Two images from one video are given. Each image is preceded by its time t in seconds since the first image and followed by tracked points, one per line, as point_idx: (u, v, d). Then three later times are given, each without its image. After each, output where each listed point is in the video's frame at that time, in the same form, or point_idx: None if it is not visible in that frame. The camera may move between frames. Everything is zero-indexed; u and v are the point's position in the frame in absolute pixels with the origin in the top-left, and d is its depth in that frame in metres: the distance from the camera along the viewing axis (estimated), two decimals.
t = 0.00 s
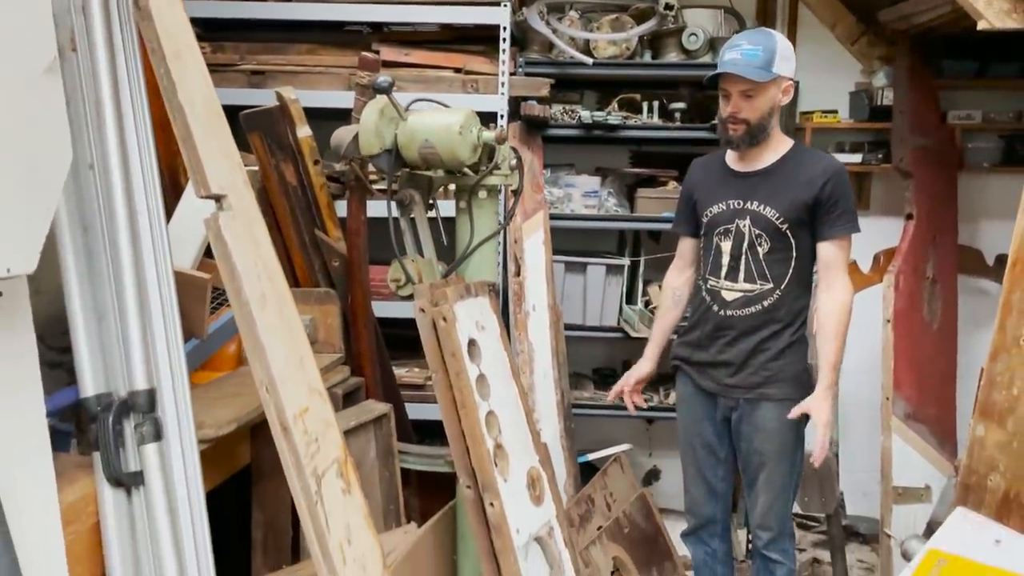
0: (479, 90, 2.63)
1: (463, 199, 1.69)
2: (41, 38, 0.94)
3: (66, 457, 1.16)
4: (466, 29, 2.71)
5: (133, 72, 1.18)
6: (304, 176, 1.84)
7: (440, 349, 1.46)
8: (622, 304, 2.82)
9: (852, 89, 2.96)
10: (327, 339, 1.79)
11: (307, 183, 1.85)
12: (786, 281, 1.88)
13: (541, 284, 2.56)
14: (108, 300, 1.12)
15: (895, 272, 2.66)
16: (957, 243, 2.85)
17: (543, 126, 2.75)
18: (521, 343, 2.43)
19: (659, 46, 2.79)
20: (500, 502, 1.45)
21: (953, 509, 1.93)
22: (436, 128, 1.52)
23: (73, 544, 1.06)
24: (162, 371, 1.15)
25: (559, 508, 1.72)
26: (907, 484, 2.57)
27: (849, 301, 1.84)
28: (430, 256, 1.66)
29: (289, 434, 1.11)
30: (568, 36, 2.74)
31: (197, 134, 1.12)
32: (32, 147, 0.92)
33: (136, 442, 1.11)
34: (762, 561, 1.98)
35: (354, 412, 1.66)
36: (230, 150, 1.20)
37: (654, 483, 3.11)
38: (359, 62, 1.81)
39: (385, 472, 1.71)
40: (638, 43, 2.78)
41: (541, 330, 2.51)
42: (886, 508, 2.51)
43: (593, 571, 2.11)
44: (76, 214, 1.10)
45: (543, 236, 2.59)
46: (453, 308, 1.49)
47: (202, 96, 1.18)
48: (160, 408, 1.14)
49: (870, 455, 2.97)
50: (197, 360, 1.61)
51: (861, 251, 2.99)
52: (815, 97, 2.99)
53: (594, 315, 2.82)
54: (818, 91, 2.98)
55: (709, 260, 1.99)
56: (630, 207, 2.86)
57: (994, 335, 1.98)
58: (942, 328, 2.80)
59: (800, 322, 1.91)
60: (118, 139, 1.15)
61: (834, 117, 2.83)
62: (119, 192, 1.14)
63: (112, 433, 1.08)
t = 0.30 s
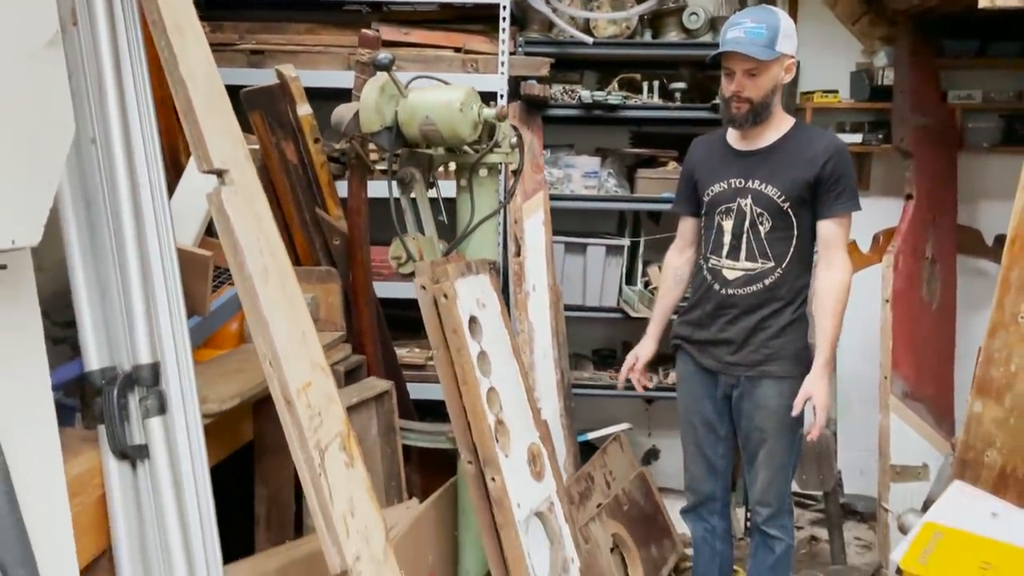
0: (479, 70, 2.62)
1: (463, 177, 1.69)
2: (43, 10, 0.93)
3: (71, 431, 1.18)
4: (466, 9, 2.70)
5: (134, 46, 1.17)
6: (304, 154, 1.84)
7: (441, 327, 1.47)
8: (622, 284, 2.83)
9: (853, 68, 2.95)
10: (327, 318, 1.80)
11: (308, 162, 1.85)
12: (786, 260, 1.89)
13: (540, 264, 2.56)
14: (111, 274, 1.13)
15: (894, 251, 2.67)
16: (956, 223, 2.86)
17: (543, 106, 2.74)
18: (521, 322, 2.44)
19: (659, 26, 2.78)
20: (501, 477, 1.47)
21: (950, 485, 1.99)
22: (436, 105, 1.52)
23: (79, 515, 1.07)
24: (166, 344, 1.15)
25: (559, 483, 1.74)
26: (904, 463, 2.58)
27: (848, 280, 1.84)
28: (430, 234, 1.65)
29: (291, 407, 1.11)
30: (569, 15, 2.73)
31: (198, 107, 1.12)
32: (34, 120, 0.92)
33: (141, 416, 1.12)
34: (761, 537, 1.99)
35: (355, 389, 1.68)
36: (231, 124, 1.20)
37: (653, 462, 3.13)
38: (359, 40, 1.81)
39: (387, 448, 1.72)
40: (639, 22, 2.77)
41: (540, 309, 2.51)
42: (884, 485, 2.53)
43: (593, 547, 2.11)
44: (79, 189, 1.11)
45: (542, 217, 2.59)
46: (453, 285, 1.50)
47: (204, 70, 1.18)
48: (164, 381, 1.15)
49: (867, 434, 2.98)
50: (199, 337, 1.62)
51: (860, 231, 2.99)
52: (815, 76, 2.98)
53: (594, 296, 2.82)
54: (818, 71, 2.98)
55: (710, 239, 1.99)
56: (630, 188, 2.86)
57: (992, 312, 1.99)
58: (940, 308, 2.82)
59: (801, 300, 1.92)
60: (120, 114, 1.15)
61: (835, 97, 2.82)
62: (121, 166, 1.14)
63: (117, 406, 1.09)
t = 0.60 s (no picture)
0: (477, 51, 2.61)
1: (460, 159, 1.69)
2: None
3: (69, 411, 1.19)
4: None
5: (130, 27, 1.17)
6: (301, 137, 1.84)
7: (438, 309, 1.47)
8: (620, 267, 2.82)
9: (852, 50, 2.94)
10: (325, 300, 1.80)
11: (305, 144, 1.85)
12: (786, 242, 1.89)
13: (539, 247, 2.56)
14: (107, 255, 1.13)
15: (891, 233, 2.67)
16: (953, 205, 2.86)
17: (541, 87, 2.73)
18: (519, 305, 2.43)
19: (659, 6, 2.76)
20: (499, 458, 1.47)
21: (943, 465, 2.00)
22: (433, 85, 1.51)
23: (78, 494, 1.08)
24: (163, 325, 1.16)
25: (557, 464, 1.74)
26: (900, 444, 2.56)
27: (848, 261, 1.84)
28: (427, 215, 1.66)
29: (288, 387, 1.12)
30: None
31: (193, 88, 1.12)
32: (29, 99, 0.92)
33: (139, 396, 1.12)
34: (757, 518, 2.01)
35: (354, 370, 1.69)
36: (227, 105, 1.20)
37: (650, 444, 3.15)
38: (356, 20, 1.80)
39: (385, 430, 1.73)
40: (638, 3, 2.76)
41: (538, 292, 2.51)
42: (879, 466, 2.54)
43: (590, 527, 2.11)
44: (75, 169, 1.11)
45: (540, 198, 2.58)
46: (451, 267, 1.50)
47: (200, 51, 1.18)
48: (161, 362, 1.15)
49: (864, 416, 3.00)
50: (197, 319, 1.62)
51: (859, 213, 2.99)
52: (815, 58, 2.97)
53: (592, 278, 2.83)
54: (818, 52, 2.96)
55: (710, 222, 1.99)
56: (628, 170, 2.86)
57: (989, 293, 1.99)
58: (937, 289, 2.82)
59: (801, 282, 1.92)
60: (115, 95, 1.15)
61: (834, 78, 2.81)
62: (117, 147, 1.14)
63: (114, 386, 1.10)
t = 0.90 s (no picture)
0: (474, 34, 2.58)
1: (456, 144, 1.67)
2: None
3: (63, 397, 1.18)
4: None
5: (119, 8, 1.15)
6: (297, 122, 1.81)
7: (434, 294, 1.47)
8: (618, 251, 2.81)
9: (852, 32, 2.91)
10: (322, 286, 1.79)
11: (301, 129, 1.82)
12: (791, 226, 1.88)
13: (537, 232, 2.55)
14: (100, 240, 1.12)
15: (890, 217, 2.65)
16: (953, 188, 2.85)
17: (539, 70, 2.71)
18: (516, 290, 2.42)
19: None
20: (495, 443, 1.47)
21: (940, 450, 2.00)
22: (428, 69, 1.50)
23: (71, 481, 1.07)
24: (157, 310, 1.15)
25: (554, 449, 1.74)
26: (898, 428, 2.55)
27: (852, 244, 1.84)
28: (423, 199, 1.65)
29: (283, 373, 1.11)
30: None
31: (185, 71, 1.11)
32: (18, 83, 0.90)
33: (132, 382, 1.12)
34: (756, 502, 2.01)
35: (350, 355, 1.68)
36: (220, 88, 1.19)
37: (648, 428, 3.15)
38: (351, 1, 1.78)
39: (381, 415, 1.72)
40: None
41: (536, 276, 2.50)
42: (877, 450, 2.55)
43: (587, 512, 2.11)
44: (66, 153, 1.10)
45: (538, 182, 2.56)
46: (447, 252, 1.49)
47: (192, 33, 1.17)
48: (155, 348, 1.15)
49: (862, 399, 3.00)
50: (192, 305, 1.61)
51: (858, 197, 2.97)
52: (814, 40, 2.95)
53: (590, 263, 2.82)
54: (818, 34, 2.94)
55: (713, 207, 1.98)
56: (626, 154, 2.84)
57: (987, 276, 1.99)
58: (936, 273, 2.82)
59: (805, 267, 1.91)
60: (106, 77, 1.13)
61: (833, 61, 2.79)
62: (108, 130, 1.13)
63: (108, 372, 1.10)
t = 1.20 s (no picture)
0: (470, 19, 2.56)
1: (451, 131, 1.66)
2: None
3: (55, 388, 1.17)
4: None
5: None
6: (291, 109, 1.82)
7: (430, 284, 1.46)
8: (616, 238, 2.80)
9: (852, 17, 2.89)
10: (317, 274, 1.78)
11: (294, 116, 1.83)
12: (794, 215, 1.87)
13: (535, 219, 2.54)
14: (91, 230, 1.11)
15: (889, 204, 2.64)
16: (952, 175, 2.84)
17: (536, 56, 2.69)
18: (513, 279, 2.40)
19: None
20: (490, 433, 1.47)
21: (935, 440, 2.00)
22: (422, 57, 1.48)
23: (63, 473, 1.06)
24: (148, 300, 1.14)
25: (551, 438, 1.74)
26: (895, 416, 2.55)
27: (858, 232, 1.83)
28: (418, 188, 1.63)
29: (276, 365, 1.11)
30: None
31: (175, 59, 1.10)
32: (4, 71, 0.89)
33: (124, 373, 1.11)
34: (756, 491, 2.01)
35: (345, 345, 1.68)
36: (211, 77, 1.18)
37: (645, 416, 3.15)
38: None
39: (377, 404, 1.72)
40: None
41: (532, 264, 2.49)
42: (874, 438, 2.55)
43: (583, 500, 2.11)
44: (55, 142, 1.09)
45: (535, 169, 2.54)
46: (442, 242, 1.48)
47: (182, 20, 1.15)
48: (147, 338, 1.14)
49: (859, 387, 3.00)
50: (185, 294, 1.60)
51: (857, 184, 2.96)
52: (814, 25, 2.93)
53: (587, 250, 2.81)
54: (817, 19, 2.92)
55: (716, 196, 1.96)
56: (624, 140, 2.82)
57: (986, 265, 1.98)
58: (935, 260, 2.81)
59: (809, 256, 1.90)
60: (95, 64, 1.12)
61: (832, 47, 2.77)
62: (97, 119, 1.11)
63: (99, 363, 1.09)
